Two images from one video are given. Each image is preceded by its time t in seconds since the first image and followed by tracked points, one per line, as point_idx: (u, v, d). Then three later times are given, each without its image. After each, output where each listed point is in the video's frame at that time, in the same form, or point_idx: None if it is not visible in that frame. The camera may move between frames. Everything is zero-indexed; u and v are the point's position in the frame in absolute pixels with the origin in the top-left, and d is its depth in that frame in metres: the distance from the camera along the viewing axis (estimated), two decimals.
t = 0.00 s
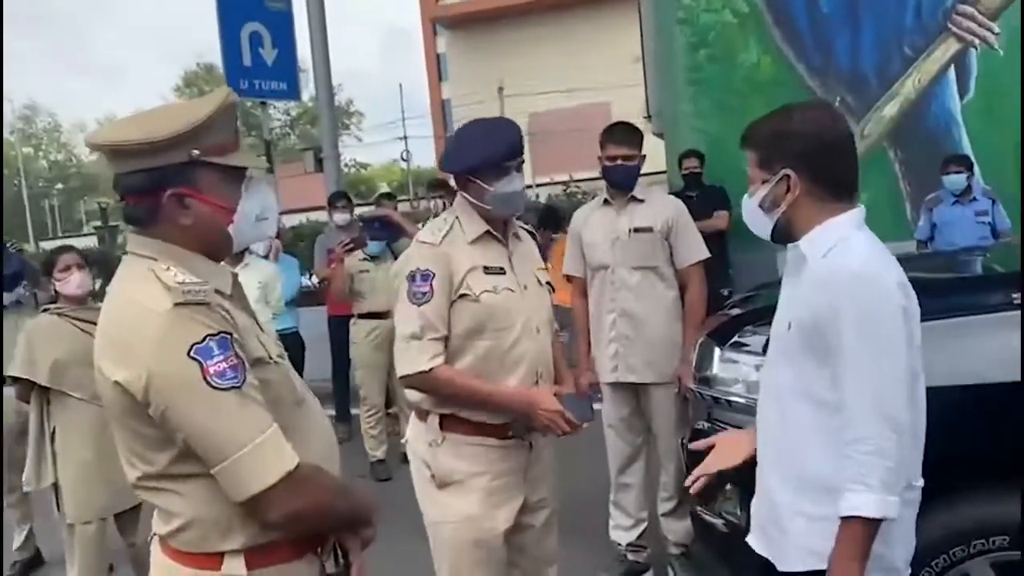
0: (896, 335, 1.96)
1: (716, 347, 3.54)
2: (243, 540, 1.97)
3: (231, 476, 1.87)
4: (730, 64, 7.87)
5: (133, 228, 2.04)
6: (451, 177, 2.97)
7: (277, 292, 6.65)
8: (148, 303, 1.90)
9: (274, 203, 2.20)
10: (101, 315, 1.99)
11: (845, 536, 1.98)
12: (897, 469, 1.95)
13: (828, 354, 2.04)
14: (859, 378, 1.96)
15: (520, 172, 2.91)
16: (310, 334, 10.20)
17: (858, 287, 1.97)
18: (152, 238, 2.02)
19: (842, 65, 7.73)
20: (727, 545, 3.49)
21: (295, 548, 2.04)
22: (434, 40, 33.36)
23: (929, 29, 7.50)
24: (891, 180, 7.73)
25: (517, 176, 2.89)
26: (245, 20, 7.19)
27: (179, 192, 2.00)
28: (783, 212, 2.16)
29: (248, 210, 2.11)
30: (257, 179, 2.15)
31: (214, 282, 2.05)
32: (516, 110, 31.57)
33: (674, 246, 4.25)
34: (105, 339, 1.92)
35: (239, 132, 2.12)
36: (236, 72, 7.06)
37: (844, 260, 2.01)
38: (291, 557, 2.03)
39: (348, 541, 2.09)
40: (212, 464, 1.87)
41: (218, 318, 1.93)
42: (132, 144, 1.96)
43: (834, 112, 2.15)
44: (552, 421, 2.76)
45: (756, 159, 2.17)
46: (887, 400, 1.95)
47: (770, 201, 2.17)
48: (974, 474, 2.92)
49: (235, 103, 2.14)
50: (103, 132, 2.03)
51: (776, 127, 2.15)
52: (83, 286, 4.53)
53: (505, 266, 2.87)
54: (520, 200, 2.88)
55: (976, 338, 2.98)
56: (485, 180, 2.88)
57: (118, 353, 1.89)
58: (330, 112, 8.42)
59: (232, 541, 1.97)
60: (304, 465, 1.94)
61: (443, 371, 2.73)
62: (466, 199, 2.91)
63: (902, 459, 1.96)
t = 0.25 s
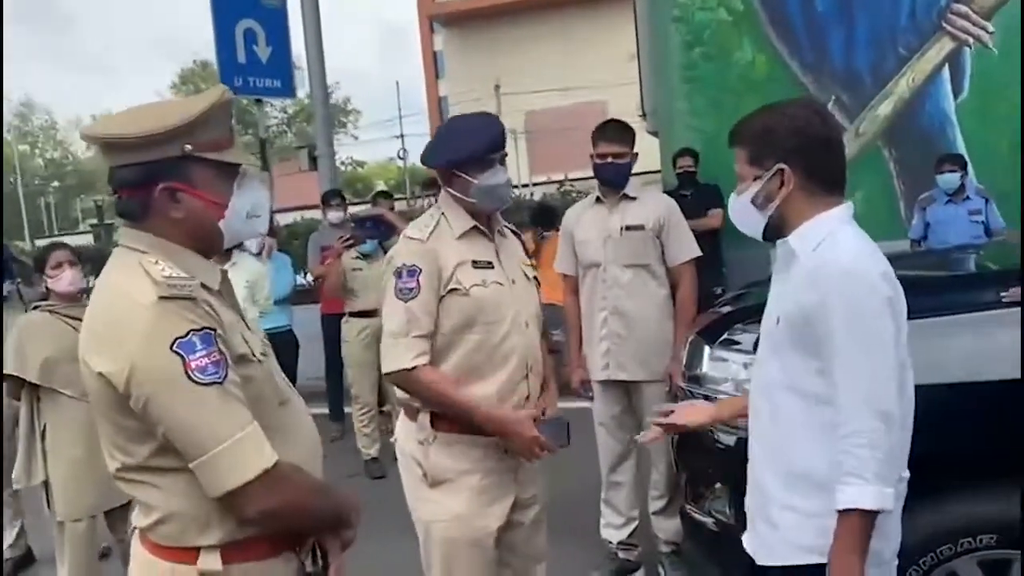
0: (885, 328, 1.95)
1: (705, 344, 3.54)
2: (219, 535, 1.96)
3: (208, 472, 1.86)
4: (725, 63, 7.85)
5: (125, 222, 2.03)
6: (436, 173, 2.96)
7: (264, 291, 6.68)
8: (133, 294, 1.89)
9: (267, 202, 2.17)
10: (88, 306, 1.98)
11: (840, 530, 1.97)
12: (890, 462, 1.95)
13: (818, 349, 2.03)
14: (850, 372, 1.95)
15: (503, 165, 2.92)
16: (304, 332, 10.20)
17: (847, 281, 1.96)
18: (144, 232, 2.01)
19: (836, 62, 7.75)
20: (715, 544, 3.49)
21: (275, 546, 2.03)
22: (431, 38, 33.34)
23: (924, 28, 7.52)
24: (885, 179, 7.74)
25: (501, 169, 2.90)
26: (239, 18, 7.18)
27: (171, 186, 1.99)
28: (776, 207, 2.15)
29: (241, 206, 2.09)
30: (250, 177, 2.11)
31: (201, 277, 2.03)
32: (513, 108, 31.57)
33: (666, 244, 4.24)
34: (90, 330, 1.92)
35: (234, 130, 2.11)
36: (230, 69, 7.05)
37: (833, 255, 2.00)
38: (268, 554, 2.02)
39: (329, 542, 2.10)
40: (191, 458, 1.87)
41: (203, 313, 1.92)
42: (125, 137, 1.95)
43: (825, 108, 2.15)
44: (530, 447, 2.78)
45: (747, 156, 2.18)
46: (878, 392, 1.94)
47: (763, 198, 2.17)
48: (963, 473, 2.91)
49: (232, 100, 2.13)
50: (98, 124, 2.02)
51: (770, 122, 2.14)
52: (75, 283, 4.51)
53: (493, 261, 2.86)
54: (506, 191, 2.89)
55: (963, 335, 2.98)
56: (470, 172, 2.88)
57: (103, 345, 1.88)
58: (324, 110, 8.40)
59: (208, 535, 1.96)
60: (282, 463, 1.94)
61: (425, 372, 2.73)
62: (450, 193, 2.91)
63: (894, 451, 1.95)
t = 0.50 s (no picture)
0: (871, 320, 1.94)
1: (695, 338, 3.55)
2: (202, 521, 1.97)
3: (190, 457, 1.87)
4: (720, 58, 7.88)
5: (118, 208, 2.03)
6: (420, 165, 2.96)
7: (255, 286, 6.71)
8: (120, 279, 1.89)
9: (259, 191, 2.15)
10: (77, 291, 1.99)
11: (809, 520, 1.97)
12: (867, 456, 1.94)
13: (806, 338, 2.03)
14: (831, 362, 1.94)
15: (487, 152, 2.92)
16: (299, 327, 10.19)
17: (836, 271, 1.95)
18: (135, 218, 2.01)
19: (832, 58, 7.76)
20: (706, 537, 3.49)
21: (261, 533, 2.05)
22: (428, 35, 33.28)
23: (919, 25, 7.54)
24: (879, 175, 7.75)
25: (485, 156, 2.90)
26: (235, 12, 7.17)
27: (163, 172, 1.99)
28: (776, 193, 2.14)
29: (233, 195, 2.07)
30: (243, 167, 2.13)
31: (190, 264, 2.03)
32: (510, 105, 31.54)
33: (658, 237, 4.24)
34: (78, 314, 1.93)
35: (229, 120, 2.12)
36: (225, 63, 7.04)
37: (825, 246, 1.99)
38: (252, 541, 2.04)
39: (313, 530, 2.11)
40: (175, 442, 1.87)
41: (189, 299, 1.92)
42: (118, 122, 1.96)
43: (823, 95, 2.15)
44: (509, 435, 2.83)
45: (746, 141, 2.15)
46: (860, 386, 1.93)
47: (764, 183, 2.15)
48: (953, 465, 2.93)
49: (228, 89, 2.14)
50: (94, 108, 2.03)
51: (768, 107, 2.13)
52: (70, 276, 4.50)
53: (481, 251, 2.87)
54: (490, 178, 2.89)
55: (953, 327, 2.97)
56: (453, 161, 2.88)
57: (90, 328, 1.89)
58: (319, 104, 8.40)
59: (191, 521, 1.97)
60: (265, 451, 1.94)
61: (401, 361, 2.75)
62: (435, 183, 2.91)
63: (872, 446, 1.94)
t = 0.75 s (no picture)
0: (872, 318, 1.94)
1: (690, 333, 3.55)
2: (195, 511, 1.98)
3: (179, 446, 1.88)
4: (719, 56, 7.88)
5: (114, 198, 2.04)
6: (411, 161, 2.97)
7: (252, 279, 6.77)
8: (112, 268, 1.90)
9: (255, 181, 2.15)
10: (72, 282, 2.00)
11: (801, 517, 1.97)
12: (865, 455, 1.94)
13: (807, 333, 2.03)
14: (831, 359, 1.94)
15: (477, 144, 2.92)
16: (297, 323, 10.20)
17: (837, 267, 1.95)
18: (129, 208, 2.02)
19: (829, 56, 7.77)
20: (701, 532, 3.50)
21: (257, 524, 2.07)
22: (428, 32, 33.27)
23: (917, 22, 7.52)
24: (877, 173, 7.76)
25: (475, 148, 2.90)
26: (233, 7, 7.17)
27: (158, 163, 2.00)
28: (772, 184, 2.13)
29: (226, 186, 2.07)
30: (239, 158, 2.11)
31: (184, 254, 2.03)
32: (510, 103, 31.53)
33: (654, 233, 4.24)
34: (71, 302, 1.93)
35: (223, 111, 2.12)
36: (223, 59, 7.04)
37: (828, 241, 1.99)
38: (245, 533, 2.05)
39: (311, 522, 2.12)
40: (167, 430, 1.88)
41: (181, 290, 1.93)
42: (113, 113, 1.97)
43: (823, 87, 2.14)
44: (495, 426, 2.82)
45: (744, 130, 2.15)
46: (859, 384, 1.93)
47: (760, 173, 2.14)
48: (946, 461, 2.93)
49: (223, 78, 2.13)
50: (89, 97, 2.03)
51: (766, 96, 2.12)
52: (68, 270, 4.50)
53: (474, 243, 2.87)
54: (479, 170, 2.89)
55: (947, 322, 2.96)
56: (441, 155, 2.88)
57: (83, 317, 1.89)
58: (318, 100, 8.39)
59: (184, 511, 1.98)
60: (258, 441, 1.94)
61: (395, 353, 2.75)
62: (427, 177, 2.91)
63: (870, 444, 1.94)
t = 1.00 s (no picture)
0: (871, 321, 1.93)
1: (689, 332, 3.55)
2: (192, 508, 1.99)
3: (180, 439, 1.87)
4: (719, 55, 7.88)
5: (111, 195, 2.04)
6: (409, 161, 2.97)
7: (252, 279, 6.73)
8: (105, 263, 1.91)
9: (251, 179, 2.16)
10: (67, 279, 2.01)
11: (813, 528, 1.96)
12: (869, 462, 1.93)
13: (807, 338, 2.02)
14: (832, 365, 1.94)
15: (475, 145, 2.92)
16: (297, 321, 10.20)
17: (835, 273, 1.95)
18: (125, 205, 2.02)
19: (830, 56, 7.76)
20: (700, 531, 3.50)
21: (252, 522, 2.07)
22: (429, 30, 33.26)
23: (918, 22, 7.53)
24: (877, 173, 7.76)
25: (472, 149, 2.91)
26: (233, 5, 7.16)
27: (153, 160, 2.00)
28: (773, 185, 2.13)
29: (223, 182, 2.08)
30: (235, 155, 2.14)
31: (179, 251, 2.03)
32: (511, 101, 31.52)
33: (654, 233, 4.24)
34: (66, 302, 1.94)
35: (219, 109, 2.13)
36: (223, 57, 7.04)
37: (825, 246, 1.98)
38: (242, 531, 2.05)
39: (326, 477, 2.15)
40: (164, 423, 1.87)
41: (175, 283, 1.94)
42: (109, 110, 1.97)
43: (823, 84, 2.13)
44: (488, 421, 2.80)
45: (741, 134, 2.16)
46: (860, 390, 1.92)
47: (761, 175, 2.14)
48: (945, 460, 2.93)
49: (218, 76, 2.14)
50: (85, 96, 2.04)
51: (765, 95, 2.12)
52: (67, 268, 4.50)
53: (473, 242, 2.87)
54: (477, 170, 2.89)
55: (947, 321, 2.96)
56: (439, 155, 2.88)
57: (78, 315, 1.90)
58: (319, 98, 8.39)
59: (181, 508, 1.99)
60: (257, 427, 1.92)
61: (383, 351, 2.75)
62: (426, 177, 2.91)
63: (874, 451, 1.93)
